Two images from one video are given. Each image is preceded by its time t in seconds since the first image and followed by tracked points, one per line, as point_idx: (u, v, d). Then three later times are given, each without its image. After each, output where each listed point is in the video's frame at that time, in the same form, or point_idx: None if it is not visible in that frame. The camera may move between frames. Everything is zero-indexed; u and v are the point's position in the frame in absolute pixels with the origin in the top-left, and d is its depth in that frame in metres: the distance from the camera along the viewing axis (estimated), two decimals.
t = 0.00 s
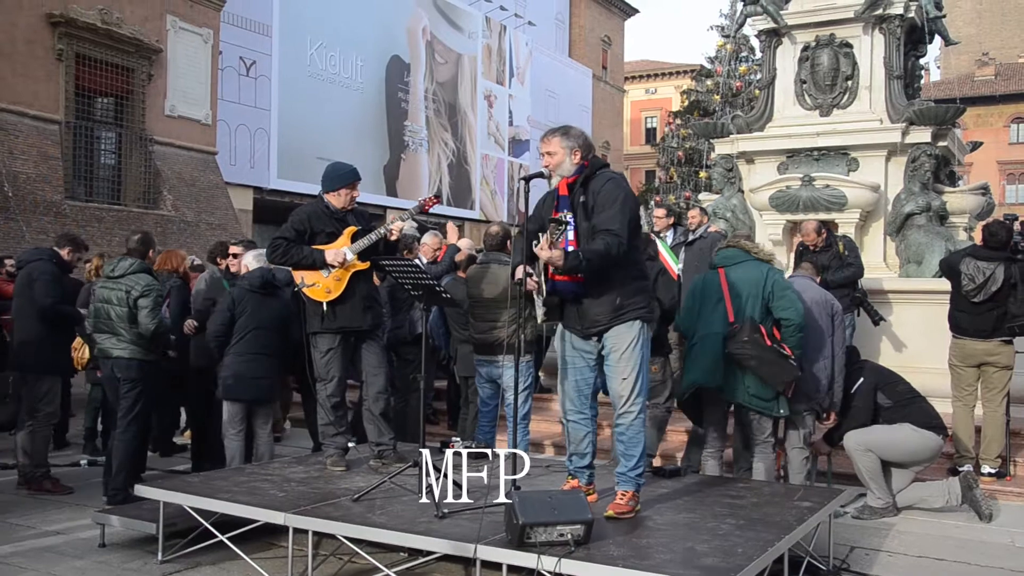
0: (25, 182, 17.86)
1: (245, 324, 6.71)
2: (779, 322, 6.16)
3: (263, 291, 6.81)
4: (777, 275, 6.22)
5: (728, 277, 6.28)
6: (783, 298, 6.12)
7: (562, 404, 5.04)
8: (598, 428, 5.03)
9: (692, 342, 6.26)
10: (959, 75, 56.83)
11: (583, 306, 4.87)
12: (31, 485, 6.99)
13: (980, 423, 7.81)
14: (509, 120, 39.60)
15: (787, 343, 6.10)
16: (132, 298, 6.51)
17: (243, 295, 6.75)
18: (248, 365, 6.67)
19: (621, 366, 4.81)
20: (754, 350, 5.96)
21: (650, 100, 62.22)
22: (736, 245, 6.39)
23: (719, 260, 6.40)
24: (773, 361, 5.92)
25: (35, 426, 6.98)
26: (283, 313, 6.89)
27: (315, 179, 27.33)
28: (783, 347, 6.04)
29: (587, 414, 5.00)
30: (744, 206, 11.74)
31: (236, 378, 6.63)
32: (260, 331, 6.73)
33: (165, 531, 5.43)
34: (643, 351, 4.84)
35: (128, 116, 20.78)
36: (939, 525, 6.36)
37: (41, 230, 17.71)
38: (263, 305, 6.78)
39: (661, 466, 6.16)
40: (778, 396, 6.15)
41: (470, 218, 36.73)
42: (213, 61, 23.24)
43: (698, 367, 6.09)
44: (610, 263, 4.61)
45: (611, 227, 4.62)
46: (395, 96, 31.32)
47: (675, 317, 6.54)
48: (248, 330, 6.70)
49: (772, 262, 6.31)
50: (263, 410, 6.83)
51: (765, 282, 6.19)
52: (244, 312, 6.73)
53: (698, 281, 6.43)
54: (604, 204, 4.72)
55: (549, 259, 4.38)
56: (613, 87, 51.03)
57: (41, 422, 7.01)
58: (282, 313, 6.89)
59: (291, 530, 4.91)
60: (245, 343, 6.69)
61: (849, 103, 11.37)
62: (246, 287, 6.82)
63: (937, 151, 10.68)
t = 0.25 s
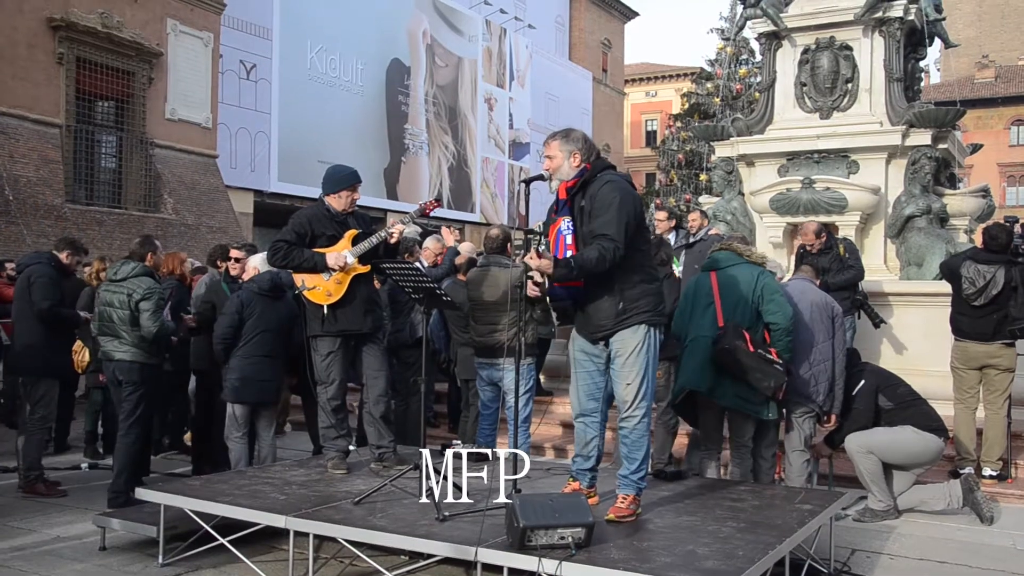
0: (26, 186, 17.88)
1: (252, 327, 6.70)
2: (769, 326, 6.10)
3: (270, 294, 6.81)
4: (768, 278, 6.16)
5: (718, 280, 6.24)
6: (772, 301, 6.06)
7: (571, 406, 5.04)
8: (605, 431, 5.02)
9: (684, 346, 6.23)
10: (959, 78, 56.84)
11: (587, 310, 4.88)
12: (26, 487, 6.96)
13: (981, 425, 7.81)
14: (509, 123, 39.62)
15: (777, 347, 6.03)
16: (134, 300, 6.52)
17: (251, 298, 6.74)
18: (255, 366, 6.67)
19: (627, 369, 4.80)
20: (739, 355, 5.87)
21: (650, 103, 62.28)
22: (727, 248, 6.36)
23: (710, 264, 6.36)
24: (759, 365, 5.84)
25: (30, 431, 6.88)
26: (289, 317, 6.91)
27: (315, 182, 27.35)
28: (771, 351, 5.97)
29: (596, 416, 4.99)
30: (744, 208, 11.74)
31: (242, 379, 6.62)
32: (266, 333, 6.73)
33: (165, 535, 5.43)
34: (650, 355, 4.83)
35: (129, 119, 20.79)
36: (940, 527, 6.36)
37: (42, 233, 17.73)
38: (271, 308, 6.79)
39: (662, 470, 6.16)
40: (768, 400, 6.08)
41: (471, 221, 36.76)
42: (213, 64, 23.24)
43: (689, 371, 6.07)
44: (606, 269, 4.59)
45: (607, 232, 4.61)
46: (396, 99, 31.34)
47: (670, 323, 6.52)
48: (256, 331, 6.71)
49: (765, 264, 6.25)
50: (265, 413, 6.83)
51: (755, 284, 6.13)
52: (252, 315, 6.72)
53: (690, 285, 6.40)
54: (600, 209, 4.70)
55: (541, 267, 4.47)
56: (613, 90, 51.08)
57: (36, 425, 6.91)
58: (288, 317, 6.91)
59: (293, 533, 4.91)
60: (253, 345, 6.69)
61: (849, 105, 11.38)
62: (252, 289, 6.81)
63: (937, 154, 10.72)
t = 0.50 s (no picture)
0: (31, 187, 17.93)
1: (255, 328, 6.72)
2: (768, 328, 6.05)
3: (271, 295, 6.83)
4: (767, 278, 6.11)
5: (717, 281, 6.22)
6: (770, 304, 6.01)
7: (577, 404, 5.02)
8: (610, 431, 5.01)
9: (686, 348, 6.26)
10: (963, 78, 56.68)
11: (591, 310, 4.88)
12: (31, 488, 6.96)
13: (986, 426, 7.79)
14: (513, 124, 39.63)
15: (776, 350, 6.00)
16: (138, 300, 6.54)
17: (253, 300, 6.77)
18: (258, 368, 6.68)
19: (633, 370, 4.80)
20: (743, 356, 5.86)
21: (654, 104, 62.25)
22: (726, 248, 6.31)
23: (709, 264, 6.33)
24: (763, 369, 5.82)
25: (34, 433, 6.87)
26: (292, 318, 6.92)
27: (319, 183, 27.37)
28: (771, 356, 5.94)
29: (602, 415, 4.98)
30: (748, 209, 11.73)
31: (245, 382, 6.64)
32: (270, 335, 6.75)
33: (169, 535, 5.44)
34: (657, 356, 4.83)
35: (133, 120, 20.82)
36: (944, 528, 6.35)
37: (46, 234, 17.77)
38: (273, 309, 6.81)
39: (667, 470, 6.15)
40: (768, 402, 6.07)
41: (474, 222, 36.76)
42: (217, 65, 23.25)
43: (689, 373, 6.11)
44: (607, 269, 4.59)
45: (607, 232, 4.61)
46: (399, 100, 31.36)
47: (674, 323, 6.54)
48: (258, 333, 6.72)
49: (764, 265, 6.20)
50: (269, 414, 6.84)
51: (753, 285, 6.08)
52: (254, 316, 6.74)
53: (690, 286, 6.40)
54: (602, 209, 4.69)
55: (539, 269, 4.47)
56: (617, 90, 51.06)
57: (40, 427, 6.90)
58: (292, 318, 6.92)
59: (296, 534, 4.92)
60: (255, 347, 6.71)
61: (853, 106, 11.36)
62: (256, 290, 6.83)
63: (941, 155, 10.74)
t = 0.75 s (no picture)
0: (37, 187, 17.98)
1: (252, 329, 6.71)
2: (756, 328, 6.08)
3: (269, 295, 6.82)
4: (754, 277, 6.13)
5: (705, 283, 6.26)
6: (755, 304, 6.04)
7: (578, 405, 5.02)
8: (612, 433, 5.01)
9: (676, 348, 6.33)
10: (970, 79, 56.45)
11: (594, 312, 4.88)
12: (38, 487, 6.99)
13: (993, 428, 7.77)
14: (519, 125, 39.62)
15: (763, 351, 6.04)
16: (147, 300, 6.54)
17: (249, 301, 6.76)
18: (260, 369, 6.68)
19: (634, 371, 4.79)
20: (726, 356, 5.89)
21: (659, 104, 62.20)
22: (715, 249, 6.33)
23: (699, 266, 6.37)
24: (745, 369, 5.88)
25: (40, 433, 6.91)
26: (292, 317, 6.89)
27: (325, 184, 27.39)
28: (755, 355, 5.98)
29: (603, 417, 4.97)
30: (754, 210, 11.71)
31: (247, 383, 6.64)
32: (267, 335, 6.74)
33: (175, 535, 5.44)
34: (658, 357, 4.82)
35: (139, 121, 20.86)
36: (950, 530, 6.33)
37: (53, 234, 17.82)
38: (270, 308, 6.80)
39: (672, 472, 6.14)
40: (757, 401, 6.13)
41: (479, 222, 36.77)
42: (224, 65, 23.28)
43: (677, 373, 6.17)
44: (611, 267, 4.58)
45: (612, 230, 4.60)
46: (405, 100, 31.38)
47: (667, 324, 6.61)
48: (254, 334, 6.71)
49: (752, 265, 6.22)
50: (274, 414, 6.84)
51: (739, 286, 6.10)
52: (252, 316, 6.73)
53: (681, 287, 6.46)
54: (607, 209, 4.68)
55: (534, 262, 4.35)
56: (622, 91, 51.03)
57: (45, 427, 6.93)
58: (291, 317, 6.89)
59: (302, 534, 4.92)
60: (253, 347, 6.70)
61: (859, 106, 11.35)
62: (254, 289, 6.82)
63: (948, 155, 10.69)
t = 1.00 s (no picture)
0: (44, 190, 18.04)
1: (248, 332, 6.74)
2: (739, 334, 6.10)
3: (266, 298, 6.85)
4: (738, 284, 6.09)
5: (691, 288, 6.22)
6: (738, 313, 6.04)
7: (577, 409, 5.01)
8: (612, 436, 5.00)
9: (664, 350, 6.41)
10: (976, 82, 56.24)
11: (597, 314, 4.86)
12: (43, 488, 7.03)
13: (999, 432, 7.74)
14: (524, 128, 39.64)
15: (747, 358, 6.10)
16: (163, 304, 6.57)
17: (246, 305, 6.83)
18: (260, 371, 6.68)
19: (637, 374, 4.79)
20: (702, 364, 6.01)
21: (664, 108, 62.16)
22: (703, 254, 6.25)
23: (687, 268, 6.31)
24: (719, 375, 5.99)
25: (46, 435, 6.97)
26: (290, 319, 6.90)
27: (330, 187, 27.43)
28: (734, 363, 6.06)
29: (602, 421, 4.97)
30: (759, 213, 11.69)
31: (247, 386, 6.64)
32: (265, 338, 6.75)
33: (180, 537, 5.45)
34: (660, 361, 4.81)
35: (145, 124, 20.90)
36: (956, 535, 6.30)
37: (59, 237, 17.87)
38: (267, 311, 6.81)
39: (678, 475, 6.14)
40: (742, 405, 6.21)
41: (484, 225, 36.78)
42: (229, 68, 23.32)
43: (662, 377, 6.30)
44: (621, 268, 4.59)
45: (622, 232, 4.61)
46: (410, 104, 31.41)
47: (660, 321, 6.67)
48: (252, 337, 6.73)
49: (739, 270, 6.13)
50: (278, 416, 6.85)
51: (722, 292, 6.08)
52: (248, 319, 6.78)
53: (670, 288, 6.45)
54: (616, 212, 4.70)
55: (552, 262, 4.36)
56: (627, 94, 51.02)
57: (50, 430, 6.98)
58: (288, 320, 6.89)
59: (306, 537, 4.92)
60: (251, 351, 6.72)
61: (865, 109, 11.33)
62: (253, 292, 6.85)
63: (954, 159, 10.67)
